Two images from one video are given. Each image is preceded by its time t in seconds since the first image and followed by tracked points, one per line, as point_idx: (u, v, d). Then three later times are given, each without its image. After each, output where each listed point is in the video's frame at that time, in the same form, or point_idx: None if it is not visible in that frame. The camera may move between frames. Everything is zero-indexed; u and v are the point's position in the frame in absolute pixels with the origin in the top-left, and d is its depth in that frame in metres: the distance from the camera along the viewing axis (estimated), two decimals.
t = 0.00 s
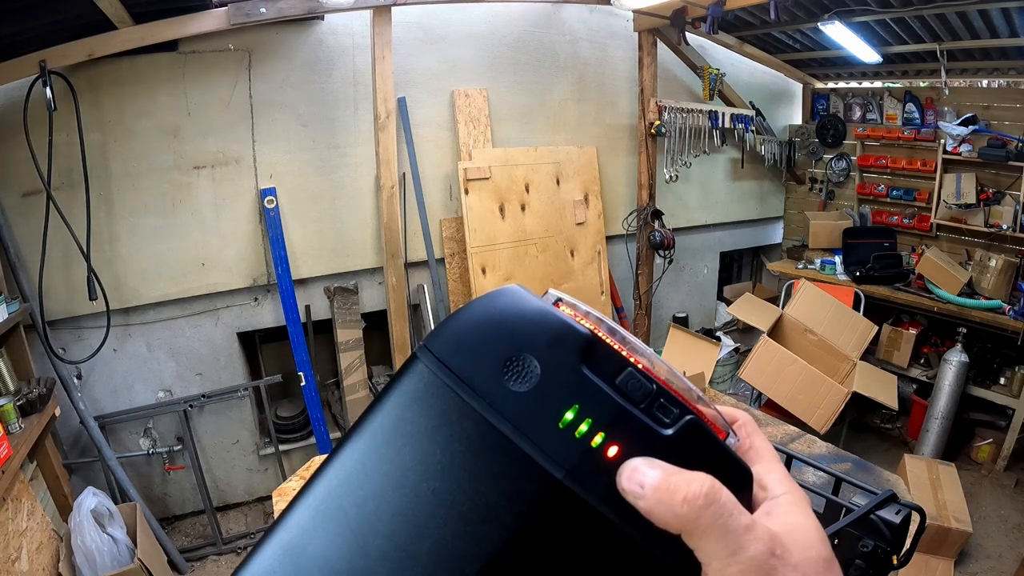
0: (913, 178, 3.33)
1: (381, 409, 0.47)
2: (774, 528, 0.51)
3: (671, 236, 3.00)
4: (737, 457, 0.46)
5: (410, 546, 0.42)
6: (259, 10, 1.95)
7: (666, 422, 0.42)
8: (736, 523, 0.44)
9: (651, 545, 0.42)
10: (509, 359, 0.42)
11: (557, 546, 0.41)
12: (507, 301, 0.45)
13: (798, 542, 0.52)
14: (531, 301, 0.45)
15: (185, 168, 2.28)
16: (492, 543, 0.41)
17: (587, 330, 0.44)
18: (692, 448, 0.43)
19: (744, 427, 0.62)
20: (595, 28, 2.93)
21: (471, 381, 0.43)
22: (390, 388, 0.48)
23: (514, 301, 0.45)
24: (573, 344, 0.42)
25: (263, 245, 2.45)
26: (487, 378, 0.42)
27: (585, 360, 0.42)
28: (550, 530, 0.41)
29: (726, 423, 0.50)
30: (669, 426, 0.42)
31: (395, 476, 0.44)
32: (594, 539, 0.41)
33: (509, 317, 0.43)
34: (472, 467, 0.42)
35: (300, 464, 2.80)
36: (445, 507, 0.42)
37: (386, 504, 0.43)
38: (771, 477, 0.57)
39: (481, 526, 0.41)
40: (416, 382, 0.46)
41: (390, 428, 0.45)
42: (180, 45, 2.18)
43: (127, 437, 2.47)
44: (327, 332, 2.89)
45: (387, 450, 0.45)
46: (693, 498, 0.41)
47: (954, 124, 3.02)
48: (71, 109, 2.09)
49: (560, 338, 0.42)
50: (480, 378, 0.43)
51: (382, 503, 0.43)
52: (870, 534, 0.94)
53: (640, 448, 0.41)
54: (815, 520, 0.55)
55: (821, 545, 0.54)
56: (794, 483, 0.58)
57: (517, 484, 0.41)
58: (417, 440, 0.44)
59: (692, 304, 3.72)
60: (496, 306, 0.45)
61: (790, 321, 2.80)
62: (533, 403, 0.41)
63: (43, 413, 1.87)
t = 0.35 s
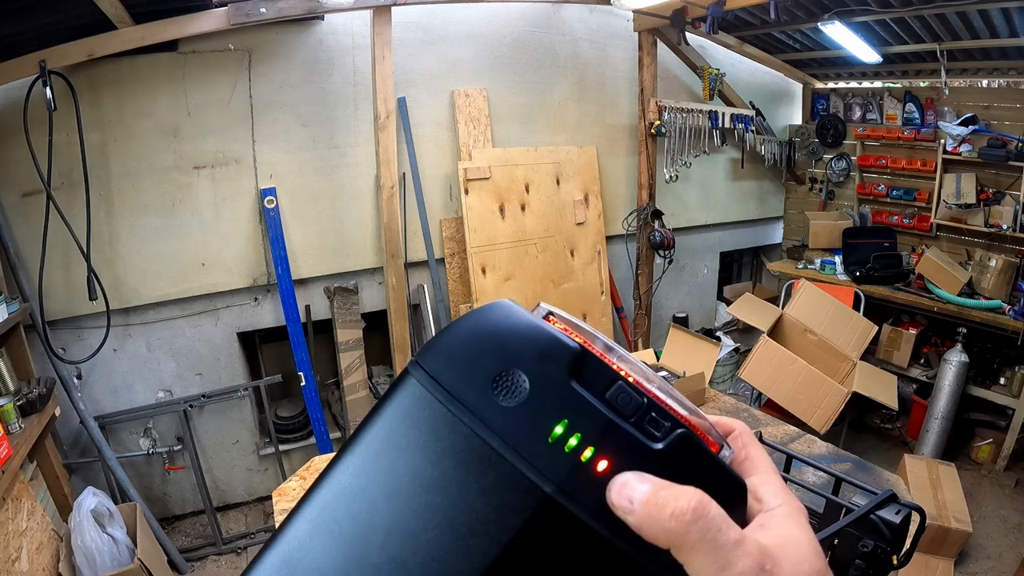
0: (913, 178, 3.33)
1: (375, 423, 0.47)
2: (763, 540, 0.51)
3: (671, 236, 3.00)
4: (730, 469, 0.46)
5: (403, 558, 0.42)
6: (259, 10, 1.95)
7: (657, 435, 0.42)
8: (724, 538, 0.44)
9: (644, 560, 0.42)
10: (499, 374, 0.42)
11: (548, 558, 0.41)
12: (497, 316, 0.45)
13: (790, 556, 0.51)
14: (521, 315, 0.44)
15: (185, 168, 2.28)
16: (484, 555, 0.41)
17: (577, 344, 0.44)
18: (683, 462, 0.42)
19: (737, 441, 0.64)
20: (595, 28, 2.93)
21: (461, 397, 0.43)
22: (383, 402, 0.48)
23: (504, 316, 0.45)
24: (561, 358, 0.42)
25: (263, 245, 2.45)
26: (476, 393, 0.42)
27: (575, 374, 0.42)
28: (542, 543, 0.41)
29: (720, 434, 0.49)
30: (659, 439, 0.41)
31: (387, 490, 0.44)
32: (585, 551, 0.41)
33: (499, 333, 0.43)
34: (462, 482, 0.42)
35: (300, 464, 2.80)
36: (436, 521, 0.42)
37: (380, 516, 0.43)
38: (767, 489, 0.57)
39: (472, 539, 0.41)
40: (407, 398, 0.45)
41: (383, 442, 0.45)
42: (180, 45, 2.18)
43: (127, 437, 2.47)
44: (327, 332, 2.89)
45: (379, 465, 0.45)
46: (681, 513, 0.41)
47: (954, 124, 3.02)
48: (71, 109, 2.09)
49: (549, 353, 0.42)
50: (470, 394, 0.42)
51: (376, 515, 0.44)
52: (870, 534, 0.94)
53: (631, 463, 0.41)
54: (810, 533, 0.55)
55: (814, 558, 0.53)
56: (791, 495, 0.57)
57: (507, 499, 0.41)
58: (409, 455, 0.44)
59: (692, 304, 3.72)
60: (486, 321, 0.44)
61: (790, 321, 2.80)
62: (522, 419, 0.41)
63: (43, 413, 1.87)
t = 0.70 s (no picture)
0: (913, 178, 3.33)
1: (383, 432, 0.47)
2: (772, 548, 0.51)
3: (671, 236, 3.00)
4: (738, 478, 0.46)
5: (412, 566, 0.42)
6: (259, 10, 1.95)
7: (667, 445, 0.42)
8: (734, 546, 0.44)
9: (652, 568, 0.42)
10: (509, 383, 0.42)
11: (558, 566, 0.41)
12: (506, 324, 0.45)
13: (798, 562, 0.52)
14: (531, 324, 0.44)
15: (185, 168, 2.28)
16: (494, 564, 0.41)
17: (587, 353, 0.44)
18: (692, 471, 0.43)
19: (748, 446, 0.62)
20: (595, 28, 2.93)
21: (472, 406, 0.43)
22: (392, 411, 0.47)
23: (514, 325, 0.45)
24: (572, 368, 0.42)
25: (263, 244, 2.45)
26: (486, 401, 0.42)
27: (584, 383, 0.42)
28: (552, 552, 0.41)
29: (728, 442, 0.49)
30: (668, 448, 0.42)
31: (396, 498, 0.44)
32: (595, 560, 0.41)
33: (509, 341, 0.43)
34: (473, 490, 0.42)
35: (300, 464, 2.80)
36: (447, 529, 0.42)
37: (389, 525, 0.43)
38: (775, 497, 0.57)
39: (482, 547, 0.41)
40: (417, 407, 0.45)
41: (393, 450, 0.45)
42: (180, 45, 2.18)
43: (127, 437, 2.47)
44: (327, 332, 2.89)
45: (389, 474, 0.45)
46: (691, 523, 0.41)
47: (954, 124, 3.02)
48: (71, 109, 2.09)
49: (560, 363, 0.42)
50: (481, 402, 0.42)
51: (385, 524, 0.43)
52: (870, 534, 0.94)
53: (640, 472, 0.41)
54: (816, 538, 0.56)
55: (822, 565, 0.54)
56: (799, 502, 0.58)
57: (518, 508, 0.41)
58: (418, 464, 0.44)
59: (692, 304, 3.72)
60: (497, 330, 0.44)
61: (790, 321, 2.80)
62: (533, 429, 0.41)
63: (43, 413, 1.87)
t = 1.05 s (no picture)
0: (913, 178, 3.33)
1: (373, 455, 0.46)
2: None
3: (671, 236, 3.00)
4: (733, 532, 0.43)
5: None
6: (259, 10, 1.95)
7: (654, 494, 0.39)
8: None
9: None
10: (493, 414, 0.41)
11: None
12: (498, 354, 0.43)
13: None
14: (524, 355, 0.42)
15: (185, 168, 2.28)
16: None
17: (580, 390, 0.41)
18: (682, 524, 0.40)
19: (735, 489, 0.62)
20: (595, 28, 2.93)
21: (456, 441, 0.41)
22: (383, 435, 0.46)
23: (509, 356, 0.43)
24: (559, 405, 0.40)
25: (263, 244, 2.45)
26: (472, 436, 0.41)
27: (572, 424, 0.40)
28: None
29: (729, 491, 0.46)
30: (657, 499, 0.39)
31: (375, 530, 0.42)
32: None
33: (498, 376, 0.41)
34: (450, 528, 0.40)
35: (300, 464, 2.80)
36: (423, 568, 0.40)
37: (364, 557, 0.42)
38: (770, 540, 0.56)
39: None
40: (406, 433, 0.44)
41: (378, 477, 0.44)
42: (180, 45, 2.18)
43: (127, 437, 2.47)
44: (327, 332, 2.89)
45: (368, 496, 0.43)
46: None
47: (954, 124, 3.02)
48: (71, 109, 2.10)
49: (548, 400, 0.40)
50: (463, 433, 0.41)
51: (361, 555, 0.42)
52: (870, 534, 0.94)
53: (622, 516, 0.39)
54: None
55: None
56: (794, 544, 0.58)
57: (494, 548, 0.39)
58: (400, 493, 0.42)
59: (692, 304, 3.72)
60: (489, 360, 0.42)
61: (790, 321, 2.80)
62: (515, 466, 0.40)
63: (43, 413, 1.87)
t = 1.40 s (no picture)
0: (913, 178, 3.34)
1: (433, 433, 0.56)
2: None
3: (671, 236, 3.00)
4: None
5: (361, 537, 0.48)
6: (259, 10, 1.95)
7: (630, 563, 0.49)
8: None
9: None
10: (552, 445, 0.52)
11: None
12: (579, 407, 0.57)
13: None
14: (590, 421, 0.54)
15: (185, 168, 2.27)
16: None
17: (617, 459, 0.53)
18: None
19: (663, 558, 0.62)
20: (594, 28, 2.93)
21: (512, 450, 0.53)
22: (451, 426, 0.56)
23: (578, 409, 0.56)
24: (597, 461, 0.52)
25: (263, 244, 2.45)
26: (526, 450, 0.53)
27: (602, 479, 0.51)
28: None
29: None
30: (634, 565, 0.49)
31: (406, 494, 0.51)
32: None
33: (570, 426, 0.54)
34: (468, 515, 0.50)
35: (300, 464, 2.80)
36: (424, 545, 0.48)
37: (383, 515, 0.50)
38: None
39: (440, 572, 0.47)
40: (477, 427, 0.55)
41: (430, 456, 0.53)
42: (180, 45, 2.18)
43: (127, 437, 2.47)
44: (327, 332, 2.89)
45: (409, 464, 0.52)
46: None
47: (954, 124, 3.01)
48: (71, 109, 2.09)
49: (592, 453, 0.52)
50: (524, 449, 0.53)
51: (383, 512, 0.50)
52: (870, 534, 0.95)
53: (594, 558, 0.49)
54: None
55: None
56: None
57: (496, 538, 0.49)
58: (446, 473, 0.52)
59: (692, 304, 3.72)
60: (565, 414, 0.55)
61: (790, 321, 2.80)
62: (545, 487, 0.51)
63: (43, 413, 1.87)
